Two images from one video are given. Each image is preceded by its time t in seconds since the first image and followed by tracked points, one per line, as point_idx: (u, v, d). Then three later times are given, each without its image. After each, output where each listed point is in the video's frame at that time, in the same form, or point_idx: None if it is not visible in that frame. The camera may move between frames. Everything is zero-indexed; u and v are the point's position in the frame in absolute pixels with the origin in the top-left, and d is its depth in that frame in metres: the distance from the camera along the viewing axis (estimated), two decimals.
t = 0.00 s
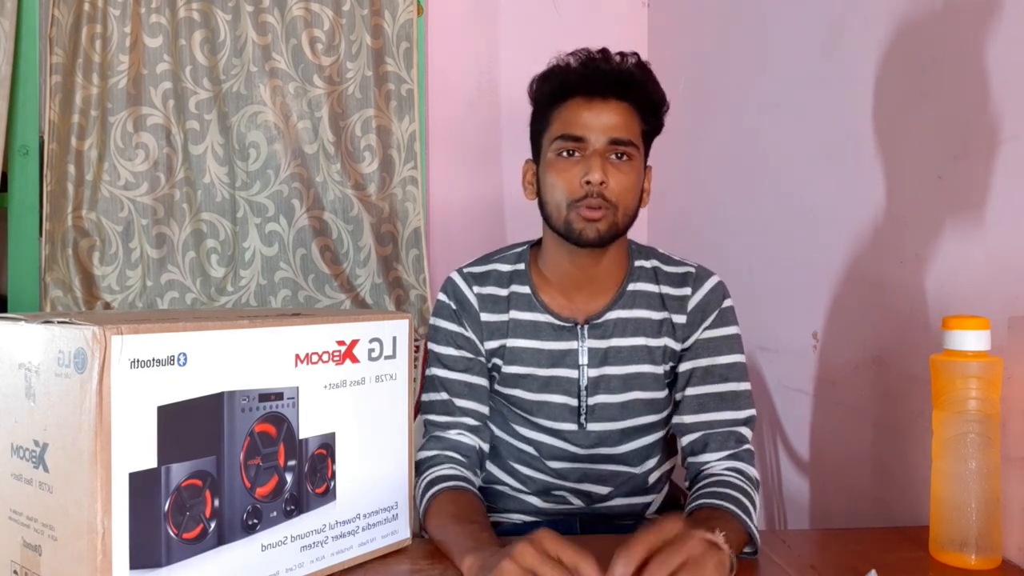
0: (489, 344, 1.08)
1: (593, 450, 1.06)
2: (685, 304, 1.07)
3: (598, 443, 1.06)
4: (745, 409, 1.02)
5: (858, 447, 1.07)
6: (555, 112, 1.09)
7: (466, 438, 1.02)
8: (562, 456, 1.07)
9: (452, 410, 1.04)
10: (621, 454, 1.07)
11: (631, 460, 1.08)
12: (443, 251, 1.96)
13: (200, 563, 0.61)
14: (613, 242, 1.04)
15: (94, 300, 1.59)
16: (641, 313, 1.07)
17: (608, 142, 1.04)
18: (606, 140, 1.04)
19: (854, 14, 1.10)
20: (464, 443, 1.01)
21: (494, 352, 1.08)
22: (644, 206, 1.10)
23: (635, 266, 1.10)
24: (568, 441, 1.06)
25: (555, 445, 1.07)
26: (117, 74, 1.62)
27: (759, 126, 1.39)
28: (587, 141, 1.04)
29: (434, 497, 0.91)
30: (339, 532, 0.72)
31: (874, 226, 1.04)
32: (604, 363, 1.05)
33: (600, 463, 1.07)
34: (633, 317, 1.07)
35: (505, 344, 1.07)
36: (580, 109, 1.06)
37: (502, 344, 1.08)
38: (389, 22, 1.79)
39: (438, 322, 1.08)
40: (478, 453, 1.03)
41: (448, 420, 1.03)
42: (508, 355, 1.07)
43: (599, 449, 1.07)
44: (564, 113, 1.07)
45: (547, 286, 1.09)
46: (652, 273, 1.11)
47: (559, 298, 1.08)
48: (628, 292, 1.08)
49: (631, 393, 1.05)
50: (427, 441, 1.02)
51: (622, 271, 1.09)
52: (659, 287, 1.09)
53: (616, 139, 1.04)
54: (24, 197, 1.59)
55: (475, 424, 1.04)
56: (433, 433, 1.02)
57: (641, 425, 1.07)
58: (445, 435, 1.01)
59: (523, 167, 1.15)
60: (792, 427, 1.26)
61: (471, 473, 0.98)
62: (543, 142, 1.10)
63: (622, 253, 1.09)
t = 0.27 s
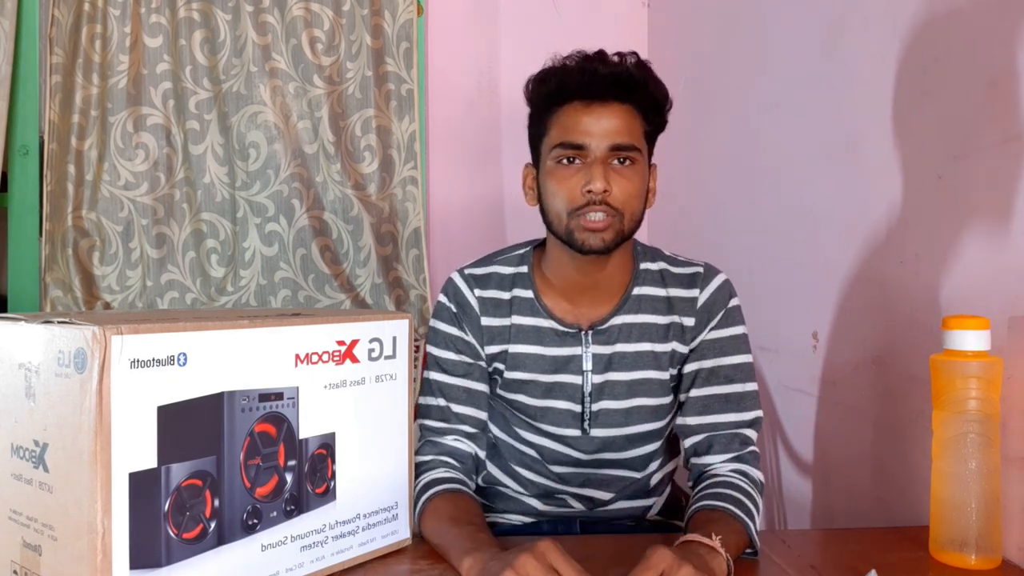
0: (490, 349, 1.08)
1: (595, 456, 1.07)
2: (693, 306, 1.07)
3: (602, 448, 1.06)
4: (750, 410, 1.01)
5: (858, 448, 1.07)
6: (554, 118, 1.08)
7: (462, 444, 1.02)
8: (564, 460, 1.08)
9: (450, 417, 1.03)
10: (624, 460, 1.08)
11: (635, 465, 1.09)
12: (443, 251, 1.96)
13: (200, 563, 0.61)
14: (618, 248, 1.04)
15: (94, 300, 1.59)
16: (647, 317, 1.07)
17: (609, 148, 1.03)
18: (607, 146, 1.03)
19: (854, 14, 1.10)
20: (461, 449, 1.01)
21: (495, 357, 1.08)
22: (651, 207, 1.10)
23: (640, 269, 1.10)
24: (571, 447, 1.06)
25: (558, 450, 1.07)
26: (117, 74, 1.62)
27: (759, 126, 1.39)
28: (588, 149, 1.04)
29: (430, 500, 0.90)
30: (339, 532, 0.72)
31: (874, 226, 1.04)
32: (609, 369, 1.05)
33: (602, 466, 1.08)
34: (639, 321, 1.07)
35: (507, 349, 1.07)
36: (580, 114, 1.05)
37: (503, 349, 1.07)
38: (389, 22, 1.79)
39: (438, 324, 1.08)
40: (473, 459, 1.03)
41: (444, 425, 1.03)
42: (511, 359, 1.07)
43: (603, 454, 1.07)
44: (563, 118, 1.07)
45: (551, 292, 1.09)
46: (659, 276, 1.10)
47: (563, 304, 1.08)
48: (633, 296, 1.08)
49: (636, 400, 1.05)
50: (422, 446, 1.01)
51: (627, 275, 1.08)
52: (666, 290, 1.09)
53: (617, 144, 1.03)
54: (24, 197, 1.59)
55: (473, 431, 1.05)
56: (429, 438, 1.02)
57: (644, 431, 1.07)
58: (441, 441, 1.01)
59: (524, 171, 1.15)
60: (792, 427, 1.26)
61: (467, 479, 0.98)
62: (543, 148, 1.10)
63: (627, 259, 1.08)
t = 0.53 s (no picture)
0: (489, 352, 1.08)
1: (597, 460, 1.06)
2: (697, 306, 1.07)
3: (604, 452, 1.06)
4: (751, 410, 1.02)
5: (858, 448, 1.07)
6: (553, 119, 1.08)
7: (459, 447, 1.03)
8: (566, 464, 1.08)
9: (447, 420, 1.04)
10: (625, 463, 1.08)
11: (636, 467, 1.09)
12: (443, 251, 1.96)
13: (200, 563, 0.61)
14: (620, 251, 1.04)
15: (94, 300, 1.59)
16: (649, 320, 1.07)
17: (610, 149, 1.03)
18: (608, 148, 1.03)
19: (854, 14, 1.10)
20: (457, 452, 1.01)
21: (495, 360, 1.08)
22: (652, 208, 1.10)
23: (642, 271, 1.09)
24: (573, 451, 1.06)
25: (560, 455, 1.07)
26: (117, 74, 1.62)
27: (760, 126, 1.39)
28: (588, 151, 1.04)
29: (427, 501, 0.90)
30: (339, 532, 0.72)
31: (874, 226, 1.04)
32: (611, 372, 1.05)
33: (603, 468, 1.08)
34: (641, 324, 1.06)
35: (509, 352, 1.07)
36: (579, 115, 1.05)
37: (504, 352, 1.07)
38: (389, 22, 1.79)
39: (437, 327, 1.08)
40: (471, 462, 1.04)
41: (440, 429, 1.04)
42: (512, 363, 1.07)
43: (605, 458, 1.07)
44: (562, 120, 1.06)
45: (552, 295, 1.09)
46: (661, 277, 1.10)
47: (564, 308, 1.08)
48: (635, 298, 1.07)
49: (638, 403, 1.05)
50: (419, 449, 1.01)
51: (628, 278, 1.08)
52: (669, 292, 1.08)
53: (618, 146, 1.03)
54: (24, 197, 1.59)
55: (469, 435, 1.05)
56: (425, 441, 1.02)
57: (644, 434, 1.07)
58: (439, 444, 1.01)
59: (523, 174, 1.15)
60: (792, 427, 1.26)
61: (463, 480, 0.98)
62: (542, 151, 1.09)
63: (629, 264, 1.08)
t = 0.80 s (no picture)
0: (489, 351, 1.08)
1: (596, 459, 1.06)
2: (694, 306, 1.07)
3: (603, 450, 1.06)
4: (753, 410, 1.02)
5: (859, 448, 1.07)
6: (549, 119, 1.08)
7: (457, 446, 1.02)
8: (565, 462, 1.07)
9: (445, 420, 1.04)
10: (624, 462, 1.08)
11: (635, 466, 1.09)
12: (443, 251, 1.96)
13: (200, 563, 0.61)
14: (617, 249, 1.04)
15: (94, 300, 1.59)
16: (647, 319, 1.07)
17: (605, 147, 1.03)
18: (603, 146, 1.03)
19: (854, 14, 1.10)
20: (455, 451, 1.01)
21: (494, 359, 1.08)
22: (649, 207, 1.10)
23: (640, 270, 1.10)
24: (572, 449, 1.06)
25: (560, 453, 1.07)
26: (117, 74, 1.62)
27: (759, 126, 1.39)
28: (584, 149, 1.04)
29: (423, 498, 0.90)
30: (339, 532, 0.72)
31: (874, 226, 1.04)
32: (609, 371, 1.05)
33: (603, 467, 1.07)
34: (639, 323, 1.06)
35: (507, 352, 1.07)
36: (575, 114, 1.05)
37: (503, 352, 1.07)
38: (389, 22, 1.79)
39: (437, 327, 1.08)
40: (469, 461, 1.03)
41: (439, 429, 1.04)
42: (511, 362, 1.07)
43: (604, 456, 1.07)
44: (558, 119, 1.06)
45: (550, 295, 1.09)
46: (659, 277, 1.10)
47: (562, 307, 1.08)
48: (633, 297, 1.07)
49: (636, 402, 1.05)
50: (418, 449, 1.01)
51: (626, 277, 1.08)
52: (667, 291, 1.09)
53: (613, 143, 1.03)
54: (24, 197, 1.59)
55: (469, 434, 1.05)
56: (424, 441, 1.02)
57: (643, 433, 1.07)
58: (437, 443, 1.01)
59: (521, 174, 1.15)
60: (792, 427, 1.26)
61: (462, 479, 0.98)
62: (538, 150, 1.09)
63: (626, 261, 1.08)
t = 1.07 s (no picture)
0: (489, 351, 1.08)
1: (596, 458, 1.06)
2: (690, 304, 1.07)
3: (602, 449, 1.06)
4: (755, 410, 1.02)
5: (859, 448, 1.07)
6: (537, 118, 1.09)
7: (456, 446, 1.02)
8: (566, 462, 1.07)
9: (445, 421, 1.04)
10: (624, 460, 1.08)
11: (635, 464, 1.09)
12: (443, 251, 1.96)
13: (200, 563, 0.61)
14: (611, 244, 1.04)
15: (94, 300, 1.59)
16: (644, 316, 1.07)
17: (594, 143, 1.03)
18: (592, 141, 1.03)
19: (854, 14, 1.10)
20: (455, 451, 1.01)
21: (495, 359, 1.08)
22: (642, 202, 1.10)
23: (637, 268, 1.10)
24: (571, 448, 1.06)
25: (559, 452, 1.07)
26: (117, 74, 1.62)
27: (759, 126, 1.39)
28: (573, 146, 1.04)
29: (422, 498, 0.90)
30: (339, 532, 0.72)
31: (873, 225, 1.04)
32: (606, 369, 1.05)
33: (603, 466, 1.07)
34: (636, 321, 1.07)
35: (505, 351, 1.07)
36: (562, 112, 1.05)
37: (502, 352, 1.07)
38: (389, 22, 1.79)
39: (436, 328, 1.08)
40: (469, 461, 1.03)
41: (438, 429, 1.04)
42: (509, 361, 1.07)
43: (602, 455, 1.07)
44: (546, 118, 1.07)
45: (547, 294, 1.09)
46: (656, 274, 1.10)
47: (558, 305, 1.08)
48: (629, 295, 1.07)
49: (634, 399, 1.05)
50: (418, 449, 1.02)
51: (622, 273, 1.08)
52: (664, 289, 1.09)
53: (602, 139, 1.04)
54: (24, 197, 1.59)
55: (468, 435, 1.05)
56: (424, 442, 1.02)
57: (642, 432, 1.07)
58: (436, 444, 1.01)
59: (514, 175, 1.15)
60: (792, 427, 1.26)
61: (461, 479, 0.98)
62: (528, 150, 1.10)
63: (621, 257, 1.08)
